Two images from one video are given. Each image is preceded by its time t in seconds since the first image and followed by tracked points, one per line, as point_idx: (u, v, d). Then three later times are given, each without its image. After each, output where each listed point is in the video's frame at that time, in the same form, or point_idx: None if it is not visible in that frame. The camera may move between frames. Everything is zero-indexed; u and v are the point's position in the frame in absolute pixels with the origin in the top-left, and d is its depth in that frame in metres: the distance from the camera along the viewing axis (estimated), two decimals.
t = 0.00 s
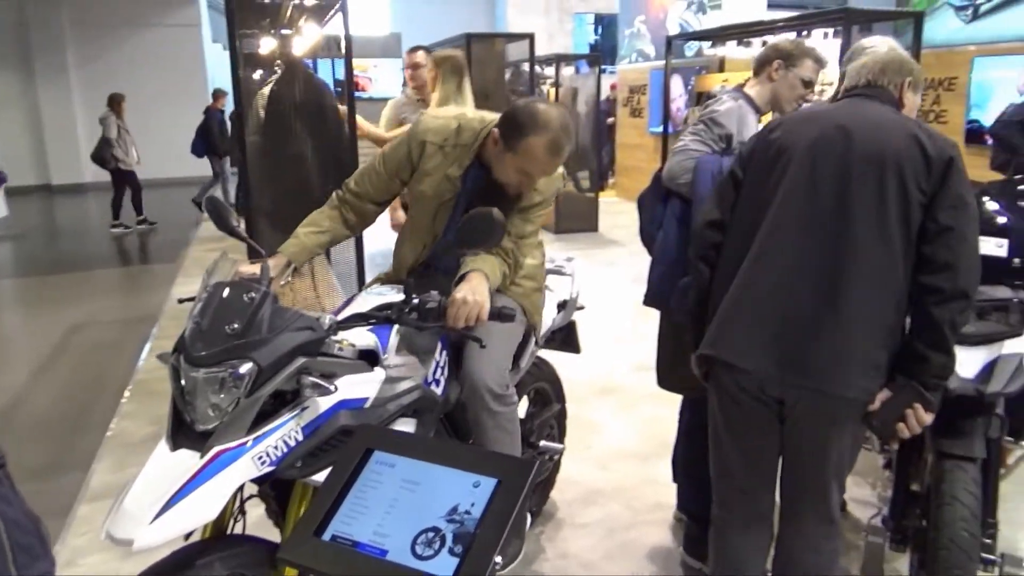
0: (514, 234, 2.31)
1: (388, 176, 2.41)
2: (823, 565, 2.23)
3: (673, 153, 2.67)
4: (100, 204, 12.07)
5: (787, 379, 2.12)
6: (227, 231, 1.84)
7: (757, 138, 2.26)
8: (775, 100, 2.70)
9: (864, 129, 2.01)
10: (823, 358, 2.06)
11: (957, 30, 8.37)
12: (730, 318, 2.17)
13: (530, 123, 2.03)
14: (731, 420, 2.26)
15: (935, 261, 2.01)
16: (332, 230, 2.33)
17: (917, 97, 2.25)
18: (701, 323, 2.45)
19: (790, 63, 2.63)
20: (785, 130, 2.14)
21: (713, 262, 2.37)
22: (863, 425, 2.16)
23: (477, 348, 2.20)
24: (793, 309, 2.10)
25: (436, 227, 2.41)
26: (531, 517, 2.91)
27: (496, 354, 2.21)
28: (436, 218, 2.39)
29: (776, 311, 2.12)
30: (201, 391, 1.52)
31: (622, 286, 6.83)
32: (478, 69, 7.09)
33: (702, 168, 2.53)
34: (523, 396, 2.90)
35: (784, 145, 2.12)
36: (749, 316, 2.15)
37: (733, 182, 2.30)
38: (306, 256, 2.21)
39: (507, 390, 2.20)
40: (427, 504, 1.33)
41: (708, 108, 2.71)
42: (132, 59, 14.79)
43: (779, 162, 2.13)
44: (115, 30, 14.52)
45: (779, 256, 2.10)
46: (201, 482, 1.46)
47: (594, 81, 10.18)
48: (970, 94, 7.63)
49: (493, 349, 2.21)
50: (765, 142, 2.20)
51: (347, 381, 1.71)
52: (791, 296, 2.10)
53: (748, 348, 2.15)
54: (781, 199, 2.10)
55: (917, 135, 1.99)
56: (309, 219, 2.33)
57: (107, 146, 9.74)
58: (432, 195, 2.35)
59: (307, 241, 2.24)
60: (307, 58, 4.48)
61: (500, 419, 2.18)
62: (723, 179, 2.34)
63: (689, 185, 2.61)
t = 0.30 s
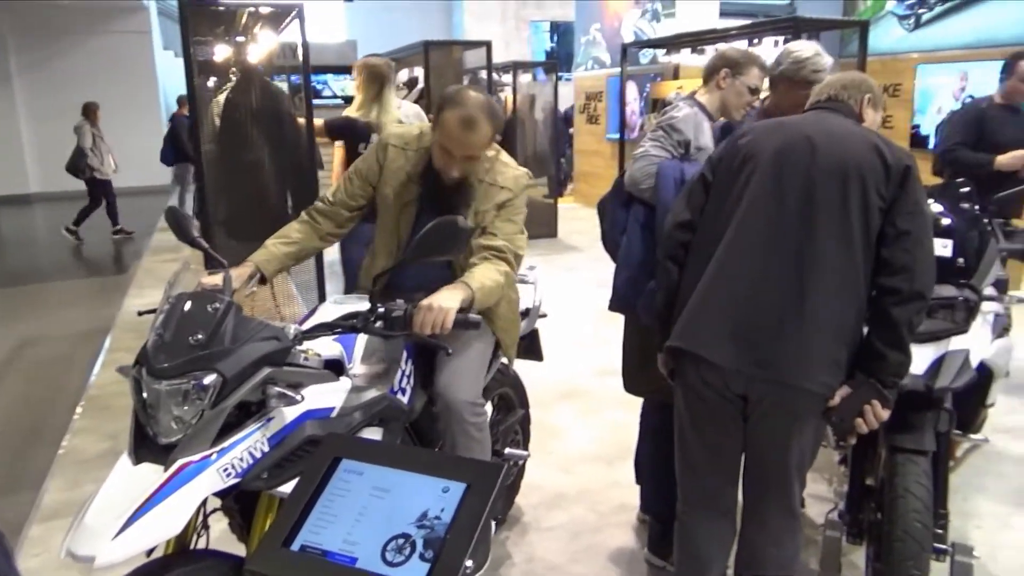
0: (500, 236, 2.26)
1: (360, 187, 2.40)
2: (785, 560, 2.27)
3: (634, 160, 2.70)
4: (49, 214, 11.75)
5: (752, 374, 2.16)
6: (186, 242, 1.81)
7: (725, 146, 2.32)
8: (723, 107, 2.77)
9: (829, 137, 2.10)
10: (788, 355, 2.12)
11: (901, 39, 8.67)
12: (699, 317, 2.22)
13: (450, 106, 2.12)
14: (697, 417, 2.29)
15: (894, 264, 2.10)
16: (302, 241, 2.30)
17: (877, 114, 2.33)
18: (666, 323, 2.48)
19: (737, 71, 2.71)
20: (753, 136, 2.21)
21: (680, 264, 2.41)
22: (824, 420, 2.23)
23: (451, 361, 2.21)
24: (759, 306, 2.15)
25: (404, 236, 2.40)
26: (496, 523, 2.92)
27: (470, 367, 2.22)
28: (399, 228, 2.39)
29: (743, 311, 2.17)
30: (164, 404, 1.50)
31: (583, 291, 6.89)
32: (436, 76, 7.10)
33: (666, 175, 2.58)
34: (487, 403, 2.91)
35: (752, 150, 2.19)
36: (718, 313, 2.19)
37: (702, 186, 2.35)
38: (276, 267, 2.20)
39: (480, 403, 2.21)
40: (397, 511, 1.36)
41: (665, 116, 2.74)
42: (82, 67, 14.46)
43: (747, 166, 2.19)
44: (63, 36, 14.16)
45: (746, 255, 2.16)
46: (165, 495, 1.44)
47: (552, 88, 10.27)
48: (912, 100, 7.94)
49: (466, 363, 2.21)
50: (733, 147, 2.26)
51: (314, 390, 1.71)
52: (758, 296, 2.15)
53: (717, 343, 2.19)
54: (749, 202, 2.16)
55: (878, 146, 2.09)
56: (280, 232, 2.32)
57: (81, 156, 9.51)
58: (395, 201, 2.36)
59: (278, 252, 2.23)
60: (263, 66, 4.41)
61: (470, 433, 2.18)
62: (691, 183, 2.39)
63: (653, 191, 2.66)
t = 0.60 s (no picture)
0: (429, 215, 2.23)
1: (287, 181, 2.40)
2: (730, 556, 2.31)
3: (584, 170, 2.70)
4: None
5: (698, 371, 2.20)
6: (123, 248, 1.76)
7: (670, 148, 2.36)
8: (656, 108, 2.82)
9: (770, 140, 2.15)
10: (729, 353, 2.16)
11: (839, 46, 8.95)
12: (646, 317, 2.24)
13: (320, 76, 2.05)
14: (644, 415, 2.32)
15: (832, 263, 2.15)
16: (235, 239, 2.28)
17: (818, 120, 2.39)
18: (614, 324, 2.50)
19: (667, 73, 2.76)
20: (698, 139, 2.25)
21: (626, 266, 2.44)
22: (766, 416, 2.28)
23: (379, 373, 2.17)
24: (703, 304, 2.19)
25: (323, 226, 2.32)
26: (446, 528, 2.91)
27: (399, 377, 2.18)
28: (318, 218, 2.31)
29: (688, 312, 2.20)
30: (98, 415, 1.47)
31: (535, 293, 6.94)
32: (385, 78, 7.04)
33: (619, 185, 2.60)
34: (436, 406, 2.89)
35: (696, 152, 2.23)
36: (663, 313, 2.22)
37: (648, 188, 2.37)
38: (209, 263, 2.17)
39: (412, 410, 2.20)
40: (336, 519, 1.31)
41: (607, 123, 2.75)
42: (25, 67, 14.08)
43: (692, 168, 2.23)
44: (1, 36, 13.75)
45: (690, 254, 2.19)
46: (98, 509, 1.39)
47: (503, 92, 10.32)
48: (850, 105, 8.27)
49: (395, 374, 2.18)
50: (679, 150, 2.30)
51: (254, 397, 1.68)
52: (703, 296, 2.19)
53: (662, 341, 2.22)
54: (694, 205, 2.19)
55: (817, 149, 2.15)
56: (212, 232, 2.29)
57: (41, 158, 9.42)
58: (311, 189, 2.29)
59: (210, 249, 2.21)
60: (207, 69, 4.32)
61: (405, 442, 2.17)
62: (638, 185, 2.41)
63: (606, 201, 2.66)
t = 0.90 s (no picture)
0: (353, 213, 2.27)
1: (196, 200, 2.46)
2: (663, 550, 2.35)
3: (519, 174, 2.72)
4: None
5: (630, 370, 2.23)
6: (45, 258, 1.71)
7: (602, 149, 2.38)
8: (588, 107, 2.85)
9: (698, 142, 2.18)
10: (661, 352, 2.19)
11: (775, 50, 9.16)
12: (579, 318, 2.27)
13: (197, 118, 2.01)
14: (579, 415, 2.34)
15: (759, 263, 2.20)
16: (141, 255, 2.35)
17: (745, 120, 2.43)
18: (549, 323, 2.52)
19: (598, 71, 2.79)
20: (629, 140, 2.28)
21: (560, 266, 2.45)
22: (698, 412, 2.32)
23: (314, 389, 2.13)
24: (634, 304, 2.22)
25: (229, 247, 2.37)
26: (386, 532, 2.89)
27: (335, 393, 2.14)
28: (224, 237, 2.37)
29: (621, 313, 2.23)
30: (6, 429, 1.40)
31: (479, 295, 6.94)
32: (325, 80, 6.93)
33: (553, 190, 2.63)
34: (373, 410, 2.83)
35: (628, 153, 2.26)
36: (596, 313, 2.24)
37: (582, 189, 2.39)
38: (108, 278, 2.24)
39: (349, 428, 2.16)
40: (252, 526, 1.30)
41: (541, 125, 2.76)
42: None
43: (623, 169, 2.26)
44: None
45: (622, 255, 2.22)
46: (7, 527, 1.33)
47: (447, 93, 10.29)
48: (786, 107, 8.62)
49: (330, 390, 2.13)
50: (611, 151, 2.32)
51: (174, 407, 1.63)
52: (635, 297, 2.21)
53: (596, 341, 2.24)
54: (625, 206, 2.22)
55: (743, 151, 2.19)
56: (119, 245, 2.35)
57: None
58: (217, 208, 2.35)
59: (113, 263, 2.28)
60: (137, 70, 4.24)
61: (341, 460, 2.14)
62: (572, 186, 2.43)
63: (541, 206, 2.69)
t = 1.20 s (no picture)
0: (303, 213, 2.25)
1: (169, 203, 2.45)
2: (622, 546, 2.38)
3: (472, 179, 2.73)
4: None
5: (584, 371, 2.25)
6: None
7: (554, 150, 2.40)
8: (545, 107, 2.88)
9: (647, 142, 2.21)
10: (614, 351, 2.22)
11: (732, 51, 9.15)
12: (533, 318, 2.29)
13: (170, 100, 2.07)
14: (535, 416, 2.36)
15: (709, 261, 2.24)
16: (104, 258, 2.33)
17: (695, 115, 2.46)
18: (505, 325, 2.54)
19: (555, 71, 2.81)
20: (579, 141, 2.30)
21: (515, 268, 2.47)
22: (653, 409, 2.34)
23: (269, 399, 2.15)
24: (587, 304, 2.25)
25: (197, 247, 2.37)
26: (347, 538, 2.87)
27: (290, 402, 2.15)
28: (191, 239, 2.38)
29: (575, 312, 2.25)
30: None
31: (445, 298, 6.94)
32: (284, 83, 6.88)
33: (505, 193, 2.65)
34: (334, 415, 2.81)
35: (578, 154, 2.28)
36: (549, 314, 2.27)
37: (534, 191, 2.42)
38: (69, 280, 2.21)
39: (306, 438, 2.15)
40: (191, 535, 1.25)
41: (494, 129, 2.80)
42: None
43: (574, 170, 2.28)
44: None
45: (573, 256, 2.25)
46: None
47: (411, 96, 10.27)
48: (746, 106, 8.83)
49: (284, 400, 2.15)
50: (561, 152, 2.35)
51: (122, 418, 1.63)
52: (588, 296, 2.24)
53: (550, 341, 2.27)
54: (576, 206, 2.25)
55: (691, 149, 2.22)
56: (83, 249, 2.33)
57: None
58: (186, 211, 2.38)
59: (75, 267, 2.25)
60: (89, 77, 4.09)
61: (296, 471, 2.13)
62: (524, 187, 2.45)
63: (494, 211, 2.70)
